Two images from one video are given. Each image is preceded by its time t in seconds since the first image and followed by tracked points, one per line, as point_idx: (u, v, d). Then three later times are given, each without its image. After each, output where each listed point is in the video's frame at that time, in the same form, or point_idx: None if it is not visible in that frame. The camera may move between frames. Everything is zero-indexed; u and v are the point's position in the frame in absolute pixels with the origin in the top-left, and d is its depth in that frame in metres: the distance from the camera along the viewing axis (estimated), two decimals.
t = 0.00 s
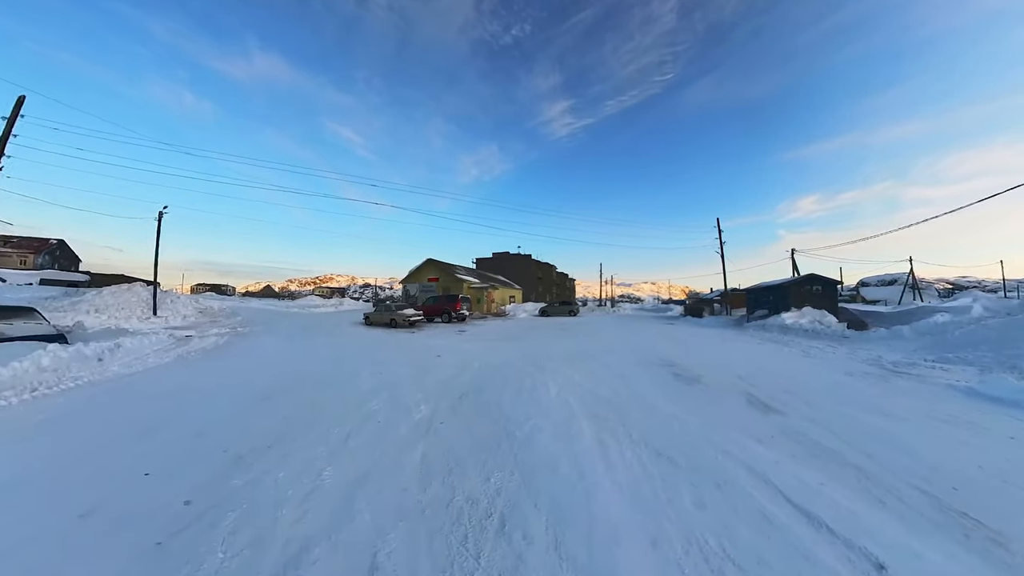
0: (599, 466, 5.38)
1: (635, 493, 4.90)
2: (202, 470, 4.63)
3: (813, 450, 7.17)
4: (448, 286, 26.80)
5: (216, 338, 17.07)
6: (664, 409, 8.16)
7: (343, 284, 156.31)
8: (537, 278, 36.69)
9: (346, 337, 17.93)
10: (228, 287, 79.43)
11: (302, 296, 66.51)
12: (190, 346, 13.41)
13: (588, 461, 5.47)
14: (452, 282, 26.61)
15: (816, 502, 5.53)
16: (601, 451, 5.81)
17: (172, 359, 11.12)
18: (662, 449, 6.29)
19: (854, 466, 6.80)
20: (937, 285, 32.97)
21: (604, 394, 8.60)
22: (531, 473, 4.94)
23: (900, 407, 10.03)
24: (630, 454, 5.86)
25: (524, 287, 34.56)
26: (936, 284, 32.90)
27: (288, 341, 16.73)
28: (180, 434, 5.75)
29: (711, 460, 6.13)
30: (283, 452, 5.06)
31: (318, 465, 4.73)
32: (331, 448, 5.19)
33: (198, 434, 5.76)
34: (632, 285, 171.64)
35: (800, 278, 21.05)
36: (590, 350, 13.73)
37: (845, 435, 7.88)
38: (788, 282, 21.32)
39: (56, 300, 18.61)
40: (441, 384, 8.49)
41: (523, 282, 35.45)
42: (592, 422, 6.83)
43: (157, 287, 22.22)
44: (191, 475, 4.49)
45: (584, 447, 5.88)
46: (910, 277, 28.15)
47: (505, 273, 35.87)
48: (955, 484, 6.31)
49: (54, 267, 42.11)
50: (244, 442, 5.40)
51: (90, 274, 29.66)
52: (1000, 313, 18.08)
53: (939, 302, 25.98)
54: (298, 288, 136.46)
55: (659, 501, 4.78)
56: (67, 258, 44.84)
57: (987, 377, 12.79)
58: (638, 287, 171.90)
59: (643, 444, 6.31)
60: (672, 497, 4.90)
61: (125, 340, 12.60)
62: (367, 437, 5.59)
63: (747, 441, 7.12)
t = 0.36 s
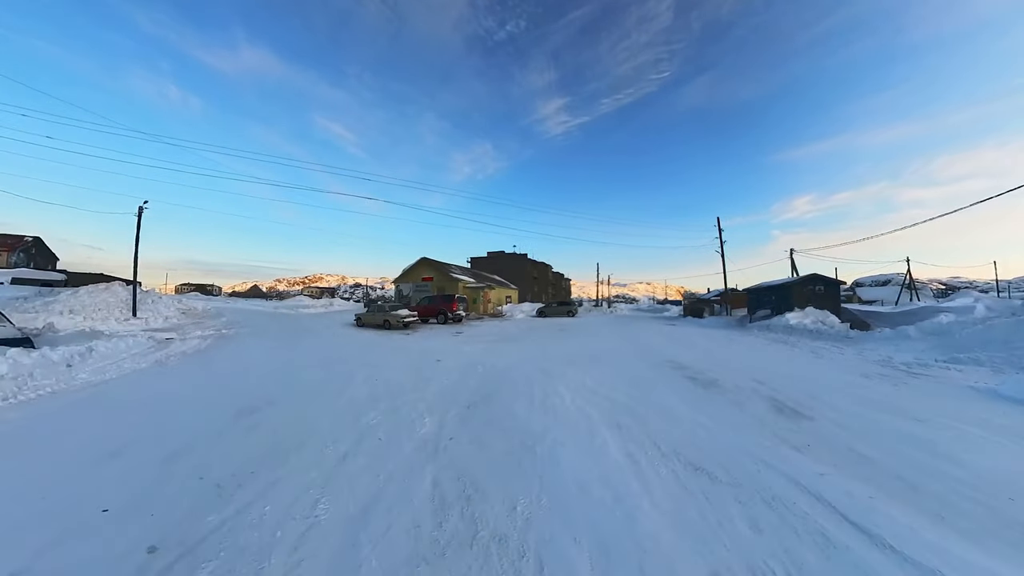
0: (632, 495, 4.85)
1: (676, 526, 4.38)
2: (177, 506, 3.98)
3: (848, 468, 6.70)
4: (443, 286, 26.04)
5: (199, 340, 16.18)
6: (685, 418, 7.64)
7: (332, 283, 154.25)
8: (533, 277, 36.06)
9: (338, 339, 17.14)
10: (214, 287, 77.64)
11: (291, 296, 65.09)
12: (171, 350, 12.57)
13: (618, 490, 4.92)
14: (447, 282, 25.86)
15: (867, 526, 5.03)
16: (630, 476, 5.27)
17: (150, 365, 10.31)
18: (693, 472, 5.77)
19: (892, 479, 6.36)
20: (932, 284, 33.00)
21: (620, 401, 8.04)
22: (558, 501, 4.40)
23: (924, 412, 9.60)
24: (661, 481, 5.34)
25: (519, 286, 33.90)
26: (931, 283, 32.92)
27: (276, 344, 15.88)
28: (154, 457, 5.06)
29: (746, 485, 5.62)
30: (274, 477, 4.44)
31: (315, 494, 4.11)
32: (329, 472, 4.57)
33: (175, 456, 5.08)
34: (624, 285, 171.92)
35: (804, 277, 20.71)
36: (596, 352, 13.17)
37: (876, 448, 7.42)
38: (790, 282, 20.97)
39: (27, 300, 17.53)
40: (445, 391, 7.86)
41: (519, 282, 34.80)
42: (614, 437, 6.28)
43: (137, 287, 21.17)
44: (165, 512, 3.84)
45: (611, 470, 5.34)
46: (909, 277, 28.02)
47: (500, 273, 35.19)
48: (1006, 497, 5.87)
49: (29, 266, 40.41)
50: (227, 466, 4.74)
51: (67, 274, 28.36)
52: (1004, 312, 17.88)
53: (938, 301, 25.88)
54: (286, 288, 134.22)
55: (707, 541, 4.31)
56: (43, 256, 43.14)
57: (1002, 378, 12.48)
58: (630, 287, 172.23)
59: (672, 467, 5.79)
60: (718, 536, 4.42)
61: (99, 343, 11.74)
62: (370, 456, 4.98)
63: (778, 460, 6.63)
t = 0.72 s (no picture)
0: (674, 524, 4.27)
1: (728, 559, 3.85)
2: (148, 543, 3.35)
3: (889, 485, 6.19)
4: (439, 286, 25.38)
5: (184, 342, 15.40)
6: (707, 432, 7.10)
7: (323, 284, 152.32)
8: (530, 277, 35.48)
9: (331, 341, 16.42)
10: (202, 286, 76.02)
11: (281, 296, 63.66)
12: (152, 352, 11.81)
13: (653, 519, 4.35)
14: (443, 282, 25.20)
15: (930, 556, 4.52)
16: (666, 501, 4.69)
17: (128, 369, 9.57)
18: (731, 499, 5.28)
19: (936, 497, 5.89)
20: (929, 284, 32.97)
21: (638, 408, 7.50)
22: (597, 527, 3.84)
23: (949, 419, 9.20)
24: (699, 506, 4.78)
25: (516, 286, 33.30)
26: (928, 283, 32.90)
27: (264, 346, 15.13)
28: (123, 479, 4.40)
29: (788, 515, 5.08)
30: (265, 505, 3.82)
31: (314, 527, 3.51)
32: (331, 496, 3.98)
33: (148, 477, 4.43)
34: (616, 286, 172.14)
35: (808, 277, 20.36)
36: (602, 354, 12.63)
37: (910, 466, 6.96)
38: (795, 281, 20.61)
39: None
40: (451, 397, 7.26)
41: (515, 282, 34.20)
42: (644, 451, 5.85)
43: (119, 285, 20.24)
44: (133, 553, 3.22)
45: (644, 496, 4.76)
46: (908, 278, 27.87)
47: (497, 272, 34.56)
48: None
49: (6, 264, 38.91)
50: (210, 491, 4.11)
51: (45, 272, 27.19)
52: (1011, 312, 17.65)
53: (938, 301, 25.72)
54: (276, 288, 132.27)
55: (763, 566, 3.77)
56: (21, 254, 41.62)
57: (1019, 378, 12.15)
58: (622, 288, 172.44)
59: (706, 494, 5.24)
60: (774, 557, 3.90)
61: (74, 345, 10.95)
62: (376, 475, 4.38)
63: (813, 480, 6.12)
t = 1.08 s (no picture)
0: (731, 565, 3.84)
1: None
2: None
3: (939, 501, 5.77)
4: (436, 286, 24.74)
5: (170, 346, 14.65)
6: (739, 449, 6.65)
7: (314, 283, 150.62)
8: (528, 277, 34.93)
9: (327, 344, 15.75)
10: (189, 286, 74.32)
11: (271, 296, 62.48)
12: (136, 357, 11.09)
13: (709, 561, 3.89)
14: (440, 282, 24.56)
15: None
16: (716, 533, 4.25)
17: (109, 377, 8.86)
18: (779, 528, 4.84)
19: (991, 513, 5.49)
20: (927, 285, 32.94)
21: (665, 422, 7.01)
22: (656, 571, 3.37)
23: (978, 423, 8.84)
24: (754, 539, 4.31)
25: (514, 286, 32.73)
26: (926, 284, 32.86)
27: (256, 350, 14.42)
28: (98, 519, 3.81)
29: (844, 543, 4.67)
30: (268, 553, 3.27)
31: None
32: (345, 538, 3.45)
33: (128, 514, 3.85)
34: (610, 287, 172.30)
35: (814, 278, 20.05)
36: (612, 358, 12.14)
37: (953, 473, 6.58)
38: (800, 283, 20.29)
39: None
40: (464, 407, 6.72)
41: (513, 282, 33.64)
42: (682, 467, 5.65)
43: (102, 285, 19.33)
44: None
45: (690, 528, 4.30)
46: (909, 279, 27.75)
47: (494, 272, 33.96)
48: None
49: None
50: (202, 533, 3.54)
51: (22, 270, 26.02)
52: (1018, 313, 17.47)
53: (939, 302, 25.61)
54: (266, 288, 130.44)
55: None
56: None
57: None
58: (616, 288, 172.66)
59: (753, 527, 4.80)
60: None
61: (51, 350, 10.22)
62: (394, 509, 3.86)
63: (859, 500, 5.69)
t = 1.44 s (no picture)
0: None
1: None
2: None
3: (988, 505, 5.41)
4: (434, 286, 24.19)
5: (157, 349, 14.00)
6: (769, 462, 6.27)
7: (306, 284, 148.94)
8: (526, 277, 34.46)
9: (322, 346, 15.18)
10: (178, 286, 72.94)
11: (263, 295, 61.20)
12: (121, 362, 10.46)
13: None
14: (438, 281, 24.00)
15: None
16: (771, 553, 3.86)
17: (90, 383, 8.26)
18: (830, 542, 4.44)
19: None
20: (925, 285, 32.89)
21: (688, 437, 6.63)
22: None
23: (1005, 423, 8.54)
24: (813, 569, 3.95)
25: (512, 287, 32.26)
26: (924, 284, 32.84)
27: (249, 354, 13.81)
28: (75, 552, 3.27)
29: (902, 557, 4.28)
30: None
31: None
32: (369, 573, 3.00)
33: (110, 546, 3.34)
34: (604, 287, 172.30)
35: (818, 278, 19.80)
36: (621, 360, 11.72)
37: (994, 474, 6.24)
38: (804, 282, 20.03)
39: None
40: (478, 414, 6.26)
41: (511, 282, 33.16)
42: (723, 479, 5.59)
43: (85, 285, 18.57)
44: None
45: (741, 548, 3.94)
46: (908, 279, 27.67)
47: (491, 272, 33.46)
48: None
49: None
50: (199, 569, 3.07)
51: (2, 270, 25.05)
52: None
53: (939, 301, 25.52)
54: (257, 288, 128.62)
55: None
56: None
57: None
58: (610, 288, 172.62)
59: (807, 544, 4.40)
60: None
61: (28, 354, 9.57)
62: (420, 536, 3.42)
63: (907, 506, 5.32)
